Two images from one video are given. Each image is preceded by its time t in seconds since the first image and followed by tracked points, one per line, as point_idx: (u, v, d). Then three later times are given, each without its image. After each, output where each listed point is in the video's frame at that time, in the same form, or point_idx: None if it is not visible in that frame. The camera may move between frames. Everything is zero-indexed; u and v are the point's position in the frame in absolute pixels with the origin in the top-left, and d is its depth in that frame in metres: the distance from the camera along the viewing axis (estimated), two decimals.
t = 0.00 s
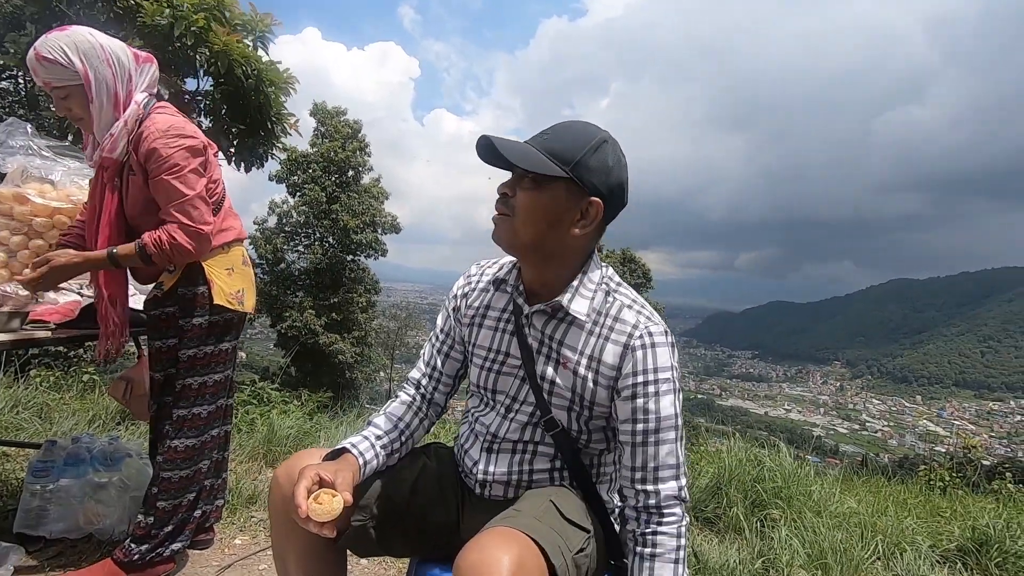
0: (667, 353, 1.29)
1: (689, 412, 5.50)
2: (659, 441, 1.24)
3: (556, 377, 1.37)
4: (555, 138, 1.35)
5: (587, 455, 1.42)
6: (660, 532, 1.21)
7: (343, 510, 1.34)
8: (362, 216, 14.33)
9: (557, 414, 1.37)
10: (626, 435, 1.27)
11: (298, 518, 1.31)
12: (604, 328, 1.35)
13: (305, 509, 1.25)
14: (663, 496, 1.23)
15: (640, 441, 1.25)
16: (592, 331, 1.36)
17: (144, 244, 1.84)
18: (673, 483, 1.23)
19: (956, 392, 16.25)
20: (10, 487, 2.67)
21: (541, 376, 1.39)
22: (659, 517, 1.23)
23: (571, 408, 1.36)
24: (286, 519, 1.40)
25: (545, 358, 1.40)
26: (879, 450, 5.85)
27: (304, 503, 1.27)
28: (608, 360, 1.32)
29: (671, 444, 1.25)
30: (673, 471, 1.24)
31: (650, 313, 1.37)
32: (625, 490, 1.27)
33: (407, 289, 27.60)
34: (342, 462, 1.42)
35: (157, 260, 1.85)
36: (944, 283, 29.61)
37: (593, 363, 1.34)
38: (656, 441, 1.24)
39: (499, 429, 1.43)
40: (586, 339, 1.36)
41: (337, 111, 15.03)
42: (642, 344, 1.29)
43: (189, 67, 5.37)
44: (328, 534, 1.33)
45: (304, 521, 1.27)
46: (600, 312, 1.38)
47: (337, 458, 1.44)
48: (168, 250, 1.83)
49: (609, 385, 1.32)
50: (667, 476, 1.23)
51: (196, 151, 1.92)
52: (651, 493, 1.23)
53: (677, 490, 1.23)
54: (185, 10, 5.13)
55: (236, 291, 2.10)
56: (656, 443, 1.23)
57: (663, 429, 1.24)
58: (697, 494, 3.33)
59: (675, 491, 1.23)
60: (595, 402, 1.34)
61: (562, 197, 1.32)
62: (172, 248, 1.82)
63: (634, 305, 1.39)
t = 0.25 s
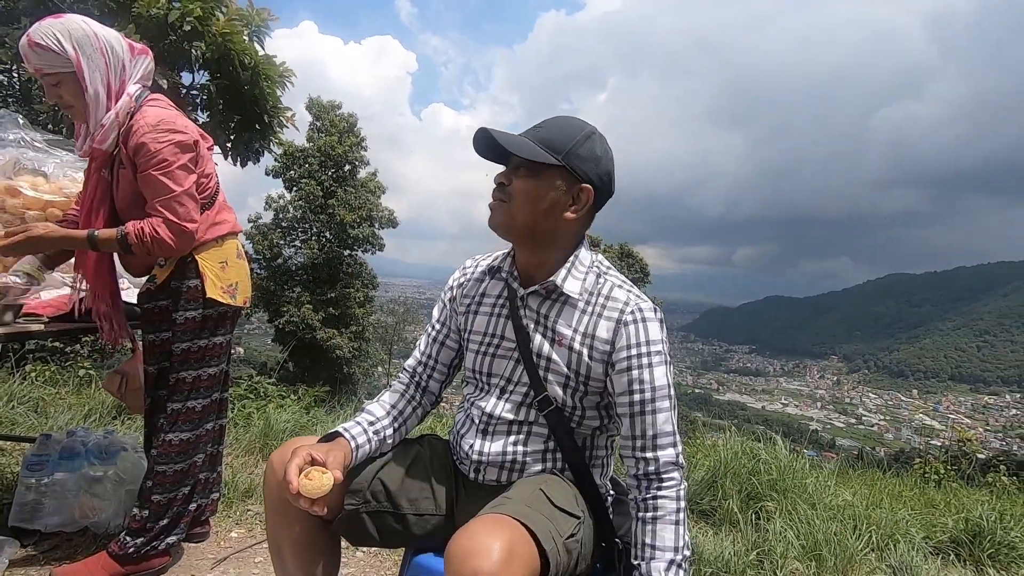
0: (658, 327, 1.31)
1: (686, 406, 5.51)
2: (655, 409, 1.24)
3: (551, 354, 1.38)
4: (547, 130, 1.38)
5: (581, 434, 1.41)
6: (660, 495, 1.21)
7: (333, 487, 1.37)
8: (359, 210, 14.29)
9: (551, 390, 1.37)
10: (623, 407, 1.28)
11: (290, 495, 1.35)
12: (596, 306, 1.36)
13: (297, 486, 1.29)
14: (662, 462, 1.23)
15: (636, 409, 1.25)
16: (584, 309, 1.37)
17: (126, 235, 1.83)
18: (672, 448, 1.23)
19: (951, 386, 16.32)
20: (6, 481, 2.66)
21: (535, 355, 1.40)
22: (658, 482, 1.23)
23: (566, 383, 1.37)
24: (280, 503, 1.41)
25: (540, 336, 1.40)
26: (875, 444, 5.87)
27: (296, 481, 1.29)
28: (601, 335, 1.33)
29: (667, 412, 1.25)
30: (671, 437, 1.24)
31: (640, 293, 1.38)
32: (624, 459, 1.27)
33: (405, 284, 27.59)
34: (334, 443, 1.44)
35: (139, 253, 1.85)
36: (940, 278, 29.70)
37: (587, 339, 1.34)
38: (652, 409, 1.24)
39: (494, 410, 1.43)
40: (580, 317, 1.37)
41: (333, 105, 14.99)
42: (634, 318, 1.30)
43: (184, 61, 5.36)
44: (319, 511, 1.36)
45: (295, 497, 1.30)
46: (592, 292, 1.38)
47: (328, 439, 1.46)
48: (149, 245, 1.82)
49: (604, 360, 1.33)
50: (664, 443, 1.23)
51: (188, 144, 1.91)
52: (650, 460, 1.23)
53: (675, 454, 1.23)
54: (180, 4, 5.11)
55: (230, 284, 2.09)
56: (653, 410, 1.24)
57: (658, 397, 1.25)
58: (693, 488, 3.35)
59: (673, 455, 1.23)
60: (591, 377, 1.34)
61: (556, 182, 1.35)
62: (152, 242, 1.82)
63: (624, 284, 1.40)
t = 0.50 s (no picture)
0: (654, 320, 1.30)
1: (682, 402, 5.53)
2: (651, 401, 1.24)
3: (549, 348, 1.38)
4: (554, 143, 1.33)
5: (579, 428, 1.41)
6: (658, 486, 1.21)
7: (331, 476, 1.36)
8: (355, 205, 14.25)
9: (550, 384, 1.37)
10: (619, 399, 1.28)
11: (288, 484, 1.34)
12: (594, 300, 1.36)
13: (293, 475, 1.28)
14: (659, 453, 1.23)
15: (632, 401, 1.25)
16: (582, 303, 1.37)
17: (114, 222, 1.82)
18: (668, 440, 1.23)
19: (945, 382, 16.41)
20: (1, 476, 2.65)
21: (534, 349, 1.39)
22: (655, 473, 1.23)
23: (564, 377, 1.36)
24: (279, 495, 1.40)
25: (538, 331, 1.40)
26: (869, 440, 5.90)
27: (292, 468, 1.29)
28: (598, 328, 1.33)
29: (664, 404, 1.25)
30: (667, 429, 1.24)
31: (637, 286, 1.38)
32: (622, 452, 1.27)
33: (401, 280, 27.56)
34: (331, 434, 1.44)
35: (124, 241, 1.84)
36: (935, 274, 29.83)
37: (584, 332, 1.35)
38: (648, 401, 1.24)
39: (494, 404, 1.43)
40: (578, 311, 1.37)
41: (329, 100, 14.93)
42: (631, 311, 1.30)
43: (179, 55, 5.33)
44: (315, 498, 1.35)
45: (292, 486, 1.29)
46: (589, 286, 1.38)
47: (326, 431, 1.46)
48: (135, 235, 1.81)
49: (601, 353, 1.33)
50: (661, 434, 1.23)
51: (184, 137, 1.89)
52: (647, 451, 1.23)
53: (671, 447, 1.23)
54: None
55: (228, 279, 2.08)
56: (649, 403, 1.24)
57: (654, 389, 1.25)
58: (689, 483, 3.36)
59: (670, 448, 1.23)
60: (588, 370, 1.34)
61: (573, 200, 1.34)
62: (139, 232, 1.81)
63: (622, 279, 1.40)
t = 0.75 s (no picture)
0: (651, 322, 1.30)
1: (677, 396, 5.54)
2: (647, 404, 1.24)
3: (545, 348, 1.38)
4: (567, 170, 1.30)
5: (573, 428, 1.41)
6: (654, 489, 1.21)
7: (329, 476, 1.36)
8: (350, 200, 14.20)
9: (545, 384, 1.37)
10: (615, 401, 1.28)
11: (285, 484, 1.34)
12: (590, 301, 1.36)
13: (291, 475, 1.28)
14: (655, 455, 1.22)
15: (629, 403, 1.25)
16: (579, 304, 1.36)
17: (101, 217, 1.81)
18: (664, 442, 1.23)
19: (937, 377, 16.52)
20: None
21: (530, 349, 1.40)
22: (651, 476, 1.22)
23: (559, 378, 1.37)
24: (275, 493, 1.39)
25: (534, 331, 1.40)
26: (862, 433, 5.94)
27: (290, 469, 1.29)
28: (594, 329, 1.33)
29: (659, 407, 1.24)
30: (663, 432, 1.24)
31: (634, 287, 1.38)
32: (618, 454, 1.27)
33: (397, 274, 27.50)
34: (328, 432, 1.44)
35: (111, 236, 1.82)
36: (928, 269, 29.98)
37: (580, 333, 1.34)
38: (643, 404, 1.24)
39: (489, 403, 1.44)
40: (574, 312, 1.36)
41: (324, 94, 14.85)
42: (627, 313, 1.30)
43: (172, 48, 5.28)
44: (314, 499, 1.35)
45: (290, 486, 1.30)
46: (587, 287, 1.38)
47: (322, 429, 1.45)
48: (122, 230, 1.80)
49: (597, 354, 1.33)
50: (657, 436, 1.23)
51: (172, 130, 1.87)
52: (642, 454, 1.23)
53: (668, 449, 1.23)
54: None
55: (222, 274, 2.07)
56: (645, 405, 1.24)
57: (649, 392, 1.25)
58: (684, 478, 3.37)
59: (666, 450, 1.23)
60: (584, 371, 1.34)
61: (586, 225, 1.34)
62: (126, 227, 1.79)
63: (619, 279, 1.40)
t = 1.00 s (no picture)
0: (649, 329, 1.29)
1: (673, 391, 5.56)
2: (641, 415, 1.23)
3: (539, 354, 1.38)
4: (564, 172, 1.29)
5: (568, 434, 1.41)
6: (647, 509, 1.19)
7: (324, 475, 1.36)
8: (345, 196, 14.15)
9: (540, 390, 1.38)
10: (608, 411, 1.27)
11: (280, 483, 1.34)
12: (587, 306, 1.34)
13: (285, 476, 1.28)
14: (649, 469, 1.20)
15: (624, 414, 1.24)
16: (575, 309, 1.35)
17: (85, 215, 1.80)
18: (659, 457, 1.20)
19: (931, 372, 16.61)
20: None
21: (525, 354, 1.39)
22: (645, 493, 1.20)
23: (554, 385, 1.37)
24: (270, 490, 1.39)
25: (528, 337, 1.40)
26: (857, 428, 5.97)
27: (285, 470, 1.28)
28: (589, 336, 1.31)
29: (654, 418, 1.23)
30: (657, 445, 1.21)
31: (633, 292, 1.37)
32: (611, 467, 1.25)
33: (393, 271, 27.46)
34: (322, 430, 1.42)
35: (96, 233, 1.82)
36: (922, 265, 30.13)
37: (575, 341, 1.33)
38: (638, 415, 1.23)
39: (483, 406, 1.44)
40: (570, 317, 1.35)
41: (318, 90, 14.79)
42: (624, 320, 1.29)
43: (164, 43, 5.24)
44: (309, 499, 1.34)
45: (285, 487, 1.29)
46: (583, 291, 1.37)
47: (317, 427, 1.44)
48: (106, 226, 1.79)
49: (591, 362, 1.32)
50: (651, 448, 1.21)
51: (158, 125, 1.84)
52: (635, 467, 1.21)
53: (662, 464, 1.21)
54: None
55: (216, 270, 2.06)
56: (639, 415, 1.22)
57: (644, 403, 1.23)
58: (680, 472, 3.38)
59: (660, 465, 1.20)
60: (578, 379, 1.34)
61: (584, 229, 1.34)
62: (110, 224, 1.78)
63: (617, 283, 1.38)
